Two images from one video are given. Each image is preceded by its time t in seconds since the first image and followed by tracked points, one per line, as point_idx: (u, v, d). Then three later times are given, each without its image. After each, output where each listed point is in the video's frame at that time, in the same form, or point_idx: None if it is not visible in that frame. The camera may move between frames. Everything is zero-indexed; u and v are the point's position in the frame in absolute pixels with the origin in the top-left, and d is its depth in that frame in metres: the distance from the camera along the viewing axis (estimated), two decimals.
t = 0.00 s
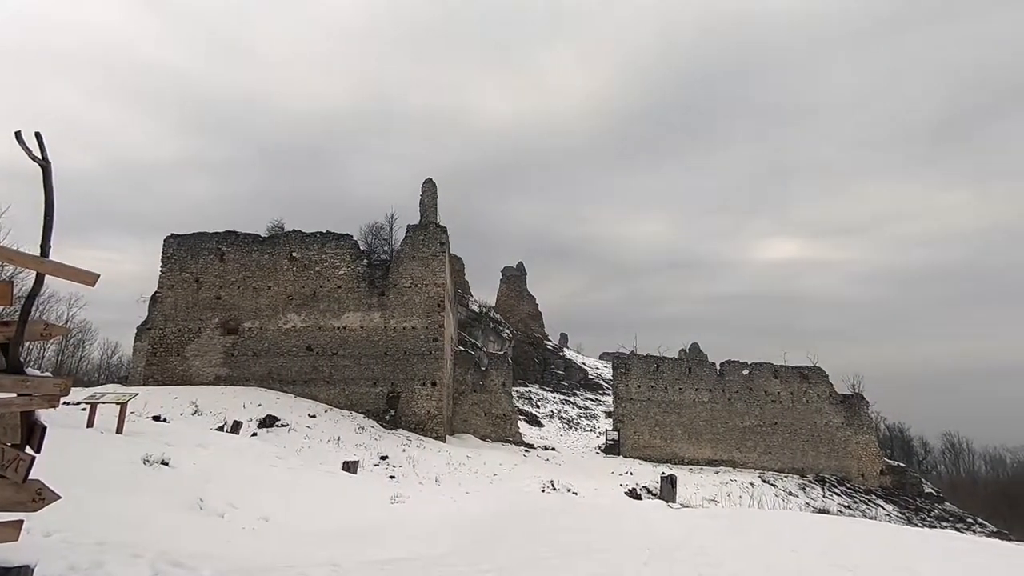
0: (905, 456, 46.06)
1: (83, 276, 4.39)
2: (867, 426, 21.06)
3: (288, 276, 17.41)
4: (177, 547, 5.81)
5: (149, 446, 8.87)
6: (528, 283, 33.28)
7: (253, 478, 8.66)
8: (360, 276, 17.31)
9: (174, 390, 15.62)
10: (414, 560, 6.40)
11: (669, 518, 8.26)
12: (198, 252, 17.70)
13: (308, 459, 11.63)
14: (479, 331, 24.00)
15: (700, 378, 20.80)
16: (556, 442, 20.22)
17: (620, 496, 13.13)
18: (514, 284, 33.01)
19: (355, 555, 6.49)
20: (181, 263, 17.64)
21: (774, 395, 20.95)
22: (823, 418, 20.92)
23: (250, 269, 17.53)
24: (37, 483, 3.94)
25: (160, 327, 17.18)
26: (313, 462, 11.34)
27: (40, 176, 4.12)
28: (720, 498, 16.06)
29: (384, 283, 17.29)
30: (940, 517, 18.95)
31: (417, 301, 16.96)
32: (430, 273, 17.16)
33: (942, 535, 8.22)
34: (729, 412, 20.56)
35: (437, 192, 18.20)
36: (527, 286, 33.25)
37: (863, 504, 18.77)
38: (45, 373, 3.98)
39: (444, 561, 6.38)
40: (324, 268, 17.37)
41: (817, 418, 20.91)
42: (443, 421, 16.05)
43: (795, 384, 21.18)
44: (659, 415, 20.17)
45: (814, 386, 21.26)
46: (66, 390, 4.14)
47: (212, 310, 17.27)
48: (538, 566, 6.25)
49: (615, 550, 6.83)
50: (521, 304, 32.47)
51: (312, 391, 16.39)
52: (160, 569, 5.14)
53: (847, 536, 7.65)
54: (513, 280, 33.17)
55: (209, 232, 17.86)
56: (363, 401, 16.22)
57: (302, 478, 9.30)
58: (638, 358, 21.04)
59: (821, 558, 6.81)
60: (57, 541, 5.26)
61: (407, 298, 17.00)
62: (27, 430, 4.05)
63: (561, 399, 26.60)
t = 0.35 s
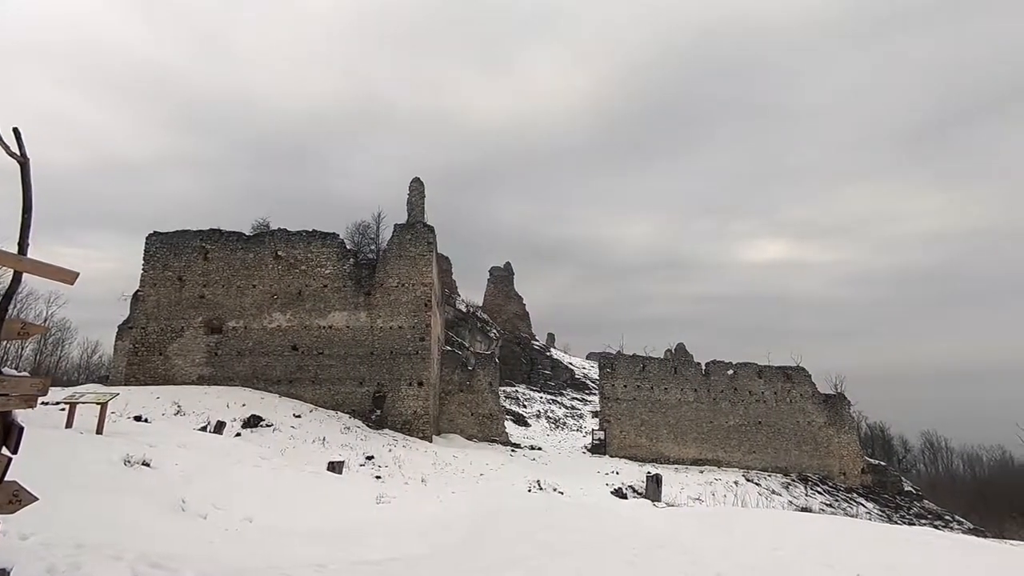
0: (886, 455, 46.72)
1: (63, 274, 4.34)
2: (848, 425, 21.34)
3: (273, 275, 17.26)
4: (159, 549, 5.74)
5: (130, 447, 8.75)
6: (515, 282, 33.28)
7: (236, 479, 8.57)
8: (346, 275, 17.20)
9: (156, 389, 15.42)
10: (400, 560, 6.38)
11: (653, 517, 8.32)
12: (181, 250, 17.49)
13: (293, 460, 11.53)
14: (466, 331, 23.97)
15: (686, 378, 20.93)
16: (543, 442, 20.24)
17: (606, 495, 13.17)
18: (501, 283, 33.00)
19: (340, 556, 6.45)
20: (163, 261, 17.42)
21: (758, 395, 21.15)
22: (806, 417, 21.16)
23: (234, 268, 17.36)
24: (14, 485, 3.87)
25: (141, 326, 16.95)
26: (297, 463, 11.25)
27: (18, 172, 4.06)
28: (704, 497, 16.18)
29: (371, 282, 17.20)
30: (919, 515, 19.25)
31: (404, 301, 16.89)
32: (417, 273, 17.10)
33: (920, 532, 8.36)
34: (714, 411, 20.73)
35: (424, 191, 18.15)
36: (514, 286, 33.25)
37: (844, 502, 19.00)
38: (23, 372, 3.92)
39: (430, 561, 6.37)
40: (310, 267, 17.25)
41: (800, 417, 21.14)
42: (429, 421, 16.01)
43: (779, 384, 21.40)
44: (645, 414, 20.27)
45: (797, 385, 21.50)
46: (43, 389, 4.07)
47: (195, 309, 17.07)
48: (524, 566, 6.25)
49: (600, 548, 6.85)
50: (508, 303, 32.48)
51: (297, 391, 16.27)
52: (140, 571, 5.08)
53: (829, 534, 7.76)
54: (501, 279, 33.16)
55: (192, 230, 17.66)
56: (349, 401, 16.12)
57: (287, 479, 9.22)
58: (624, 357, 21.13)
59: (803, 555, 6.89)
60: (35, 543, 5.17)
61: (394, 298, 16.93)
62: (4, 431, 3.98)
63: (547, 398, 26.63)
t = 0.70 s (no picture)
0: (866, 454, 47.41)
1: (41, 273, 4.26)
2: (831, 425, 21.59)
3: (258, 275, 17.10)
4: (139, 552, 5.66)
5: (110, 448, 8.60)
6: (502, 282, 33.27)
7: (219, 480, 8.47)
8: (332, 274, 17.08)
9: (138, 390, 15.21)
10: (384, 561, 6.34)
11: (638, 517, 8.36)
12: (164, 248, 17.27)
13: (277, 461, 11.43)
14: (453, 331, 23.91)
15: (672, 378, 21.05)
16: (529, 442, 20.24)
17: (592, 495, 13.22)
18: (488, 284, 32.97)
19: (324, 558, 6.39)
20: (146, 259, 17.19)
21: (743, 395, 21.32)
22: (789, 417, 21.38)
23: (218, 267, 17.17)
24: None
25: (122, 326, 16.71)
26: (282, 464, 11.15)
27: None
28: (689, 496, 16.28)
29: (357, 282, 17.10)
30: (898, 513, 19.54)
31: (391, 300, 16.81)
32: (404, 272, 17.03)
33: (900, 530, 8.49)
34: (699, 411, 20.86)
35: (411, 190, 18.08)
36: (501, 286, 33.23)
37: (826, 501, 19.22)
38: None
39: (415, 562, 6.34)
40: (296, 266, 17.11)
41: (783, 417, 21.35)
42: (416, 421, 15.95)
43: (763, 384, 21.60)
44: (631, 415, 20.35)
45: (781, 386, 21.71)
46: (21, 390, 3.98)
47: (178, 308, 16.86)
48: (509, 566, 6.25)
49: (586, 548, 6.87)
50: (495, 303, 32.45)
51: (282, 391, 16.13)
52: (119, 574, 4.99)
53: (810, 531, 7.86)
54: (488, 279, 33.13)
55: (175, 229, 17.44)
56: (335, 401, 16.02)
57: (271, 480, 9.13)
58: (611, 358, 21.20)
59: (785, 553, 6.97)
60: (10, 547, 5.06)
61: (381, 298, 16.84)
62: None
63: (534, 399, 26.64)
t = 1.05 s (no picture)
0: (847, 453, 48.03)
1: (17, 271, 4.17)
2: (813, 425, 21.83)
3: (242, 274, 16.93)
4: (118, 555, 5.58)
5: (89, 449, 8.47)
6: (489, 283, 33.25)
7: (202, 482, 8.37)
8: (318, 274, 16.95)
9: (118, 390, 15.00)
10: (367, 563, 6.31)
11: (623, 516, 8.42)
12: (146, 247, 17.04)
13: (261, 462, 11.32)
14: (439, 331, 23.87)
15: (657, 378, 21.16)
16: (515, 442, 20.25)
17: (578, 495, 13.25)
18: (476, 284, 32.94)
19: (307, 559, 6.35)
20: (127, 258, 16.95)
21: (727, 395, 21.49)
22: (772, 417, 21.58)
23: (202, 265, 16.97)
24: None
25: (102, 325, 16.46)
26: (265, 465, 11.05)
27: None
28: (674, 496, 16.40)
29: (343, 281, 16.99)
30: (879, 512, 19.80)
31: (377, 300, 16.72)
32: (390, 272, 16.95)
33: (880, 529, 8.60)
34: (684, 411, 20.99)
35: (398, 190, 18.00)
36: (488, 287, 33.22)
37: (809, 500, 19.44)
38: None
39: (398, 563, 6.32)
40: (281, 265, 16.96)
41: (767, 418, 21.56)
42: (402, 421, 15.88)
43: (747, 385, 21.78)
44: (617, 415, 20.43)
45: (765, 386, 21.90)
46: None
47: (160, 307, 16.65)
48: (494, 567, 6.25)
49: (572, 548, 6.89)
50: (482, 304, 32.44)
51: (266, 391, 15.99)
52: None
53: (791, 530, 7.93)
54: (475, 279, 33.10)
55: (158, 227, 17.22)
56: (320, 401, 15.91)
57: (255, 481, 9.04)
58: (597, 358, 21.27)
59: (769, 552, 7.03)
60: None
61: (367, 298, 16.74)
62: None
63: (520, 399, 26.66)
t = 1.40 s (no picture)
0: (829, 453, 48.61)
1: None
2: (795, 424, 22.07)
3: (225, 272, 16.74)
4: (95, 558, 5.48)
5: (67, 450, 8.32)
6: (475, 282, 33.20)
7: (184, 482, 8.30)
8: (303, 273, 16.81)
9: (97, 390, 14.76)
10: (351, 564, 6.26)
11: (607, 515, 8.46)
12: (126, 245, 16.78)
13: (244, 462, 11.20)
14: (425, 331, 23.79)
15: (643, 378, 21.27)
16: (501, 442, 20.24)
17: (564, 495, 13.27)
18: (462, 283, 32.88)
19: (290, 561, 6.29)
20: (107, 255, 16.68)
21: (711, 395, 21.65)
22: (756, 417, 21.78)
23: (184, 264, 16.76)
24: None
25: (81, 324, 16.19)
26: (248, 465, 10.94)
27: None
28: (659, 495, 16.49)
29: (328, 281, 16.86)
30: (859, 510, 20.06)
31: (362, 300, 16.62)
32: (376, 272, 16.86)
33: (860, 527, 8.71)
34: (669, 411, 21.12)
35: (385, 188, 17.91)
36: (474, 286, 33.17)
37: (791, 498, 19.65)
38: None
39: (382, 564, 6.28)
40: (265, 264, 16.80)
41: (750, 417, 21.75)
42: (387, 422, 15.81)
43: (731, 385, 21.96)
44: (602, 415, 20.50)
45: (748, 386, 22.10)
46: None
47: (140, 306, 16.41)
48: (481, 566, 6.25)
49: (556, 548, 6.90)
50: (468, 303, 32.39)
51: (250, 391, 15.82)
52: None
53: (774, 529, 8.00)
54: (461, 279, 33.04)
55: (139, 224, 16.98)
56: (304, 401, 15.79)
57: (237, 483, 8.94)
58: (583, 358, 21.32)
59: (750, 550, 7.10)
60: None
61: (352, 297, 16.64)
62: None
63: (506, 399, 26.64)
